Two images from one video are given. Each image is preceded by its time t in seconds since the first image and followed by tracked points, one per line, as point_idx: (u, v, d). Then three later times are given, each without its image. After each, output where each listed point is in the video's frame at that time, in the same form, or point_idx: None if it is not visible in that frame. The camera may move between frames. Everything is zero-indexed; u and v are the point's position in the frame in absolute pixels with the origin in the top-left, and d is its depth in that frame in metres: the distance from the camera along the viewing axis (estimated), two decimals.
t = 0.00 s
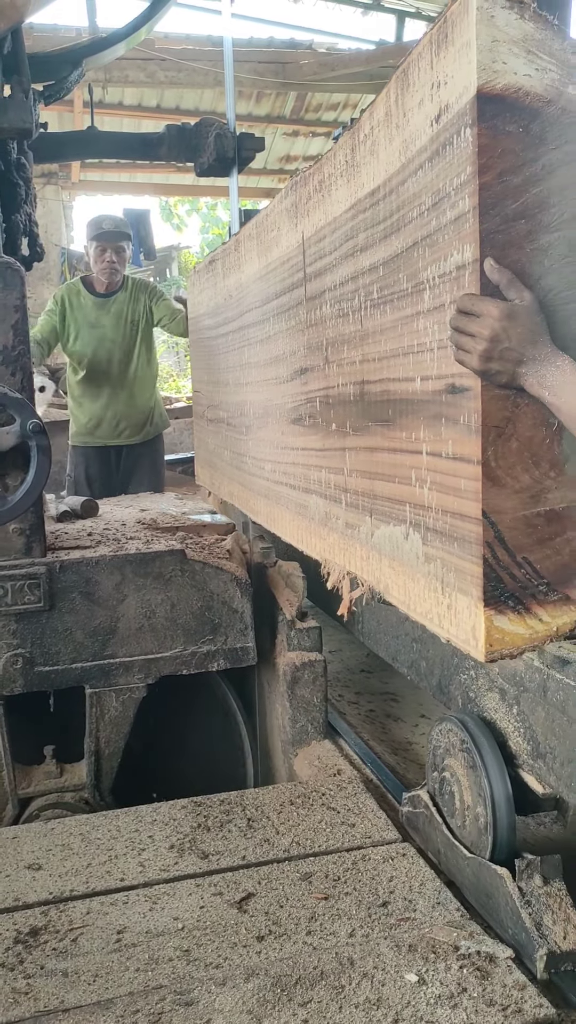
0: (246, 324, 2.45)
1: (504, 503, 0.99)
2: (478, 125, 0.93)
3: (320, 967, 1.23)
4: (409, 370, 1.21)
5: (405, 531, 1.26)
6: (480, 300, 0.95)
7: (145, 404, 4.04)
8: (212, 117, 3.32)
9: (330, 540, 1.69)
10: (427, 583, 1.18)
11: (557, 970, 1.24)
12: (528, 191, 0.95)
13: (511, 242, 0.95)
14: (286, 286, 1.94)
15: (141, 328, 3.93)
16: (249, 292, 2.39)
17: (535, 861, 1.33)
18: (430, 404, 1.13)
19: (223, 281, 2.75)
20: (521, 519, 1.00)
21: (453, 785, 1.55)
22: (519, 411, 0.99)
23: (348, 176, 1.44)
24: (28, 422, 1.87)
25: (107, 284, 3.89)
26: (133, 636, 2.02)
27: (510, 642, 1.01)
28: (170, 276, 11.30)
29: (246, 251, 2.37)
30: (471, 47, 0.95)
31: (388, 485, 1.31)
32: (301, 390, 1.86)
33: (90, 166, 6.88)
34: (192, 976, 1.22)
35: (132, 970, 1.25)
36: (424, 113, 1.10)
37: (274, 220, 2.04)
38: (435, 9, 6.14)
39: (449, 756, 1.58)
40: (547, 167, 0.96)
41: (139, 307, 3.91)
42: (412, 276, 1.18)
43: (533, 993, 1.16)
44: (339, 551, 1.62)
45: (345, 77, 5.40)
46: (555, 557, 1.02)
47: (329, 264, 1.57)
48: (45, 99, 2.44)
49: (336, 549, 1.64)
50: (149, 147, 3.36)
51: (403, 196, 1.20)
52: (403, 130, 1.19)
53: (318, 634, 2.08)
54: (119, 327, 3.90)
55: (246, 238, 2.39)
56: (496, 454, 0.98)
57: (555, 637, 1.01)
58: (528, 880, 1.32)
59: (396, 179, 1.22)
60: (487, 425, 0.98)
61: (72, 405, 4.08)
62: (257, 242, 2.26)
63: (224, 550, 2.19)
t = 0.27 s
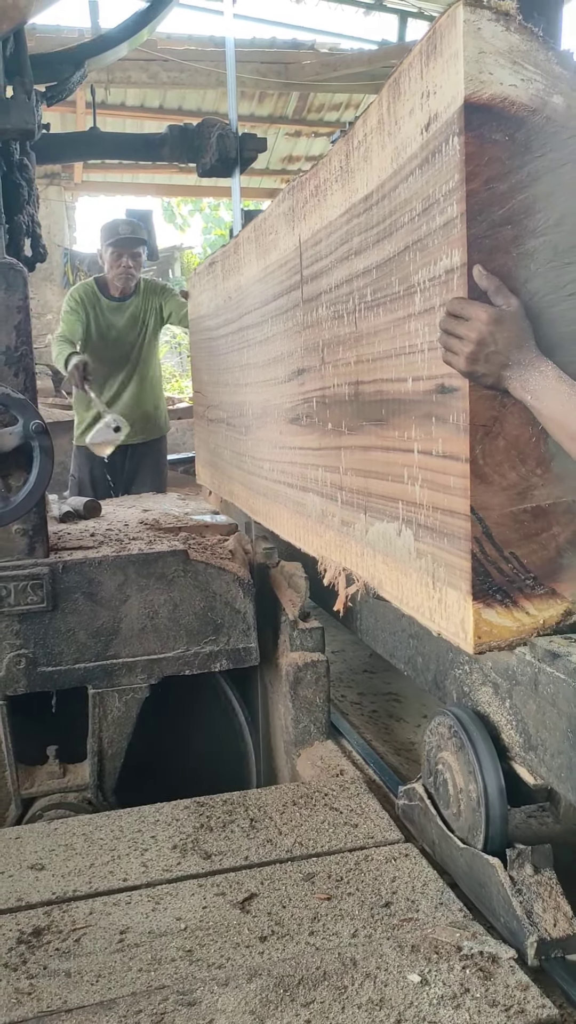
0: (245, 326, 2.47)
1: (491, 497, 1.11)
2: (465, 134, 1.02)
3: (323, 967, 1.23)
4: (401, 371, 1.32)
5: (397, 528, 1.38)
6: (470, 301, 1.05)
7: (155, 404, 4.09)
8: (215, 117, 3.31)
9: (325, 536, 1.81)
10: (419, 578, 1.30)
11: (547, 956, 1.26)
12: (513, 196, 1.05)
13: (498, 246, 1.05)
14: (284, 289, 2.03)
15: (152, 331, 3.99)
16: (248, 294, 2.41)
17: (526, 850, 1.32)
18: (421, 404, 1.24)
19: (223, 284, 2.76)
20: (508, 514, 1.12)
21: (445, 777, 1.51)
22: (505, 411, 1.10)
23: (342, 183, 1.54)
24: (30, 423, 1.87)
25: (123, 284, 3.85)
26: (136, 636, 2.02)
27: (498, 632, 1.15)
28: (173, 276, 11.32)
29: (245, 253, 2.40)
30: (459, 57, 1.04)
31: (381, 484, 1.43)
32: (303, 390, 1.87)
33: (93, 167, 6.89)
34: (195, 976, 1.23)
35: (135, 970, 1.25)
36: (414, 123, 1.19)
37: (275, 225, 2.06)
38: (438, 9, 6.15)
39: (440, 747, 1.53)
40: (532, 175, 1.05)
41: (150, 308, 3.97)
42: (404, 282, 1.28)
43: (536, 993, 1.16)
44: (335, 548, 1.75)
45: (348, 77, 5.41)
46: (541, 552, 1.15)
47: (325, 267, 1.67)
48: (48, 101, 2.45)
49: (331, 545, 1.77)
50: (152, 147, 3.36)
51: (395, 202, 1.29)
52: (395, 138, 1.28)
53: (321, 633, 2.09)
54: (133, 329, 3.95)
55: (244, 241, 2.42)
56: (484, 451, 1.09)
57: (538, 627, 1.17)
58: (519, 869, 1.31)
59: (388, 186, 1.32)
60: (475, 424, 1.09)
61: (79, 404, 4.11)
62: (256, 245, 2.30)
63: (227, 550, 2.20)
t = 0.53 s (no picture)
0: (244, 327, 2.49)
1: (480, 494, 1.13)
2: (454, 142, 1.06)
3: (325, 967, 1.23)
4: (394, 372, 1.34)
5: (390, 526, 1.40)
6: (458, 314, 1.08)
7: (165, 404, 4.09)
8: (217, 117, 3.31)
9: (322, 532, 1.81)
10: (412, 573, 1.33)
11: (538, 942, 1.33)
12: (502, 203, 1.08)
13: (487, 251, 1.09)
14: (282, 291, 2.04)
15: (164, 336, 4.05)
16: (248, 295, 2.42)
17: (518, 841, 1.39)
18: (413, 404, 1.26)
19: (223, 286, 2.77)
20: (497, 511, 1.15)
21: (438, 770, 1.59)
22: (493, 411, 1.13)
23: (337, 188, 1.57)
24: (33, 423, 1.87)
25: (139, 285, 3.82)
26: (139, 636, 2.02)
27: (487, 625, 1.17)
28: (176, 276, 11.32)
29: (244, 256, 2.41)
30: (448, 69, 1.07)
31: (376, 481, 1.45)
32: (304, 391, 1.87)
33: (96, 167, 6.89)
34: (197, 975, 1.23)
35: (138, 970, 1.25)
36: (407, 131, 1.23)
37: (274, 227, 2.07)
38: (441, 9, 6.15)
39: (433, 741, 1.61)
40: (519, 182, 1.08)
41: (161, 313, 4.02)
42: (396, 285, 1.30)
43: (539, 993, 1.16)
44: (331, 544, 1.76)
45: (351, 76, 5.41)
46: (529, 548, 1.17)
47: (321, 271, 1.69)
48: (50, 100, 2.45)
49: (329, 541, 1.77)
50: (154, 147, 3.36)
51: (388, 208, 1.32)
52: (388, 144, 1.31)
53: (323, 634, 2.09)
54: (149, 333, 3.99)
55: (244, 245, 2.43)
56: (472, 450, 1.12)
57: (526, 621, 1.19)
58: (511, 859, 1.39)
59: (381, 192, 1.35)
60: (464, 424, 1.12)
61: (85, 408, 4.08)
62: (254, 247, 2.31)
63: (230, 550, 2.20)
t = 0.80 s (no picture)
0: (244, 328, 2.50)
1: (471, 490, 1.21)
2: (446, 148, 1.13)
3: (328, 967, 1.23)
4: (389, 373, 1.39)
5: (385, 521, 1.46)
6: (449, 316, 1.15)
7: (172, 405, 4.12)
8: (220, 117, 3.31)
9: (320, 527, 1.85)
10: (406, 568, 1.39)
11: (530, 931, 1.34)
12: (492, 207, 1.16)
13: (477, 254, 1.16)
14: (282, 292, 2.05)
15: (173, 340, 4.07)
16: (248, 295, 2.42)
17: (511, 831, 1.41)
18: (407, 403, 1.32)
19: (224, 286, 2.77)
20: (488, 508, 1.22)
21: (435, 763, 1.59)
22: (485, 410, 1.20)
23: (334, 192, 1.61)
24: (37, 423, 1.87)
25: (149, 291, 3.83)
26: (142, 635, 2.03)
27: (478, 618, 1.25)
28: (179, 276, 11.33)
29: (245, 257, 2.41)
30: (439, 77, 1.13)
31: (372, 478, 1.50)
32: (305, 389, 1.88)
33: (99, 167, 6.90)
34: (200, 975, 1.23)
35: (141, 969, 1.25)
36: (400, 137, 1.29)
37: (274, 228, 2.07)
38: (444, 9, 6.15)
39: (430, 733, 1.61)
40: (508, 188, 1.16)
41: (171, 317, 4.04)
42: (391, 288, 1.36)
43: (542, 993, 1.16)
44: (329, 539, 1.79)
45: (354, 76, 5.41)
46: (520, 542, 1.26)
47: (318, 273, 1.73)
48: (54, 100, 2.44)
49: (326, 536, 1.81)
50: (158, 147, 3.36)
51: (383, 211, 1.37)
52: (382, 151, 1.36)
53: (326, 634, 2.08)
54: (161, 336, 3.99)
55: (244, 246, 2.43)
56: (464, 447, 1.19)
57: (516, 614, 1.27)
58: (505, 849, 1.40)
59: (376, 196, 1.40)
60: (456, 423, 1.19)
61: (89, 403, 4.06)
62: (254, 249, 2.33)
63: (233, 550, 2.19)
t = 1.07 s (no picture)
0: (246, 329, 2.48)
1: (464, 486, 1.15)
2: (437, 154, 1.07)
3: (331, 967, 1.23)
4: (385, 371, 1.37)
5: (382, 518, 1.43)
6: (441, 316, 1.10)
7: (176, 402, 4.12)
8: (224, 116, 3.33)
9: (319, 524, 1.85)
10: (401, 563, 1.35)
11: (525, 919, 1.37)
12: (484, 210, 1.09)
13: (469, 257, 1.10)
14: (281, 292, 2.05)
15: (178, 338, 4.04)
16: (249, 295, 2.42)
17: (505, 822, 1.43)
18: (402, 402, 1.29)
19: (225, 286, 2.77)
20: (481, 504, 1.16)
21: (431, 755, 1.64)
22: (477, 407, 1.14)
23: (332, 194, 1.59)
24: (40, 422, 1.88)
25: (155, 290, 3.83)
26: (145, 635, 2.03)
27: (471, 613, 1.19)
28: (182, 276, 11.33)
29: (246, 258, 2.42)
30: (432, 84, 1.07)
31: (369, 475, 1.48)
32: (302, 386, 1.89)
33: (102, 167, 6.91)
34: (204, 973, 1.23)
35: (144, 969, 1.25)
36: (395, 141, 1.24)
37: (274, 229, 2.07)
38: (446, 8, 6.15)
39: (426, 727, 1.67)
40: (500, 191, 1.09)
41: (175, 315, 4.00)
42: (387, 288, 1.32)
43: (545, 993, 1.16)
44: (328, 536, 1.79)
45: (357, 76, 5.41)
46: (512, 537, 1.19)
47: (317, 274, 1.72)
48: (56, 100, 2.45)
49: (324, 533, 1.81)
50: (161, 147, 3.37)
51: (378, 214, 1.34)
52: (378, 154, 1.32)
53: (330, 634, 2.08)
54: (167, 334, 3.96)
55: (245, 247, 2.44)
56: (457, 445, 1.14)
57: (508, 607, 1.20)
58: (499, 839, 1.43)
59: (373, 199, 1.37)
60: (448, 420, 1.13)
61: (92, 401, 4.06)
62: (255, 250, 2.32)
63: (236, 550, 2.19)
